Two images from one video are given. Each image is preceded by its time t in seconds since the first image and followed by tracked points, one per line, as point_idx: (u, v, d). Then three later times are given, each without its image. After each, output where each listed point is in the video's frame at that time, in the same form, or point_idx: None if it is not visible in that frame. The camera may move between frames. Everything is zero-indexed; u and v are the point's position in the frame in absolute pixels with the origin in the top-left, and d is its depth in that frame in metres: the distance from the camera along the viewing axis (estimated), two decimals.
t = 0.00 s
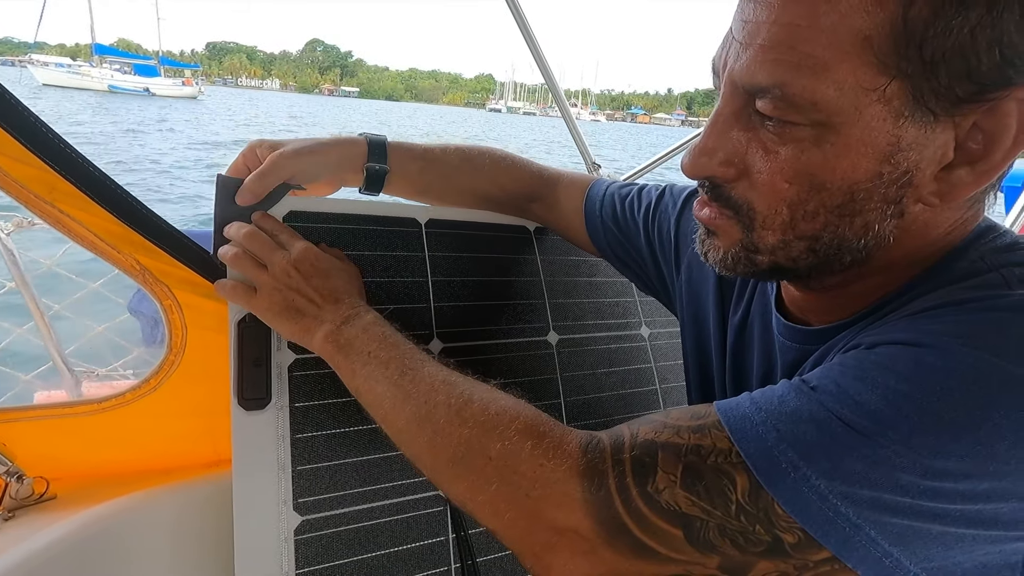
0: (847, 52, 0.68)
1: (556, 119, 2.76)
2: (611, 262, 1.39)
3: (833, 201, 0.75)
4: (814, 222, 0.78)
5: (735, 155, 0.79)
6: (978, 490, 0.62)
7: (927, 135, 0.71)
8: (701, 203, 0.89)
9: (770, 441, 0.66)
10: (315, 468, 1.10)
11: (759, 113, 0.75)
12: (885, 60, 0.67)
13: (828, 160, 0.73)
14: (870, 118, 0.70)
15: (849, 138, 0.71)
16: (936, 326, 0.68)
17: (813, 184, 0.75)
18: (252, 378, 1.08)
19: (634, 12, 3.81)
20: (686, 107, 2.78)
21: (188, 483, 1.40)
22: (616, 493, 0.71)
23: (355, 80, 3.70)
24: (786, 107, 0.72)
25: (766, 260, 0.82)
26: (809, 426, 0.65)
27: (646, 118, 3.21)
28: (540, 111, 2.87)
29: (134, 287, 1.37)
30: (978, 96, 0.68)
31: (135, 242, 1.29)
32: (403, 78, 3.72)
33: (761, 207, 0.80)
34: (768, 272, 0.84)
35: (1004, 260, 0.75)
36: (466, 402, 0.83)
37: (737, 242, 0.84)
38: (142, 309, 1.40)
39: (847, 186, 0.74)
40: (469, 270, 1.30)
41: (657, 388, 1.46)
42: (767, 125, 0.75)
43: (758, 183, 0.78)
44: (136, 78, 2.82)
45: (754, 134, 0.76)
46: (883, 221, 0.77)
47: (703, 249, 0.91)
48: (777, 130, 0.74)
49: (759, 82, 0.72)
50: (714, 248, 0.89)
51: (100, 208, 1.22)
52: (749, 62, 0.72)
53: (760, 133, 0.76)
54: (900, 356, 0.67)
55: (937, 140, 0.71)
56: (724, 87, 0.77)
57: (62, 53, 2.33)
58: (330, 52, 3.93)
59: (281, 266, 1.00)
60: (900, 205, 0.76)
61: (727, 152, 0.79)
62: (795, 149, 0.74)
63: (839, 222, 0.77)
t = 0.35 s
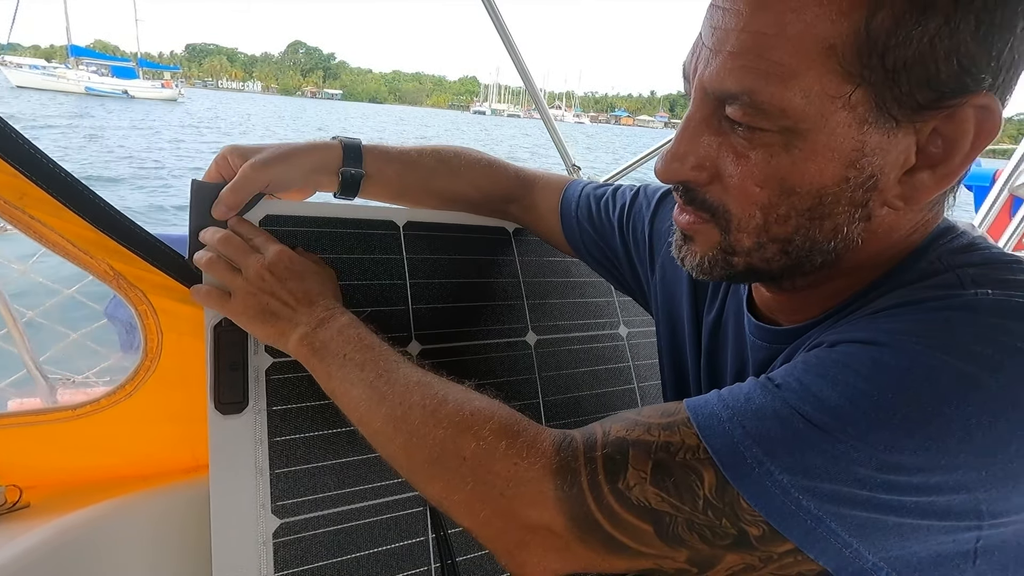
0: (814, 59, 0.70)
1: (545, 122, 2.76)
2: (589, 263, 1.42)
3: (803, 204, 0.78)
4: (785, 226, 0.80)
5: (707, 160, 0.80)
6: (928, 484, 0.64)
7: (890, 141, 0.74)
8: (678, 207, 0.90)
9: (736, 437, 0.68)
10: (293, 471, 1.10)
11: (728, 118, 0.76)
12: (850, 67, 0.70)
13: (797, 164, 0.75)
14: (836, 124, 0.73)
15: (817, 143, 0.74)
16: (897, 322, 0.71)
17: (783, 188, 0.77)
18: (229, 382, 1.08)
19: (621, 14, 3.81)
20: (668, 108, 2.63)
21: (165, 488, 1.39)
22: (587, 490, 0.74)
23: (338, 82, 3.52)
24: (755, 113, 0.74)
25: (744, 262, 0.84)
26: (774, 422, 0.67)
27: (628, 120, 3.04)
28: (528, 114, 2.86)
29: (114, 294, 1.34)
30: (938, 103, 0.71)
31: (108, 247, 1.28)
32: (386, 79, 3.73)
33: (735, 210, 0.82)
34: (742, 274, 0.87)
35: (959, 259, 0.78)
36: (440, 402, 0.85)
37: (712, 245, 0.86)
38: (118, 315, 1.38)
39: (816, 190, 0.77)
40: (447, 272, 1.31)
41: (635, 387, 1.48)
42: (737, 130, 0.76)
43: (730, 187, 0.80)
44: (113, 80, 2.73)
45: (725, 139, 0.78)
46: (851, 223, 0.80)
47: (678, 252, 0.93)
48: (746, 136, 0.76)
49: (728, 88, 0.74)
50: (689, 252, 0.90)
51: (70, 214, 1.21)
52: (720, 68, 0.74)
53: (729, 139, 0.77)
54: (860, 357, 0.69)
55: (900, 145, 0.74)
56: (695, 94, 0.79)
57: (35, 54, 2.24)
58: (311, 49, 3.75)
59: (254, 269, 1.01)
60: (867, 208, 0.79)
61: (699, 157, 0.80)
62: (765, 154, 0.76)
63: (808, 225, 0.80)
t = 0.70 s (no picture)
0: (765, 69, 0.74)
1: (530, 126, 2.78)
2: (572, 265, 1.46)
3: (759, 208, 0.81)
4: (744, 229, 0.83)
5: (671, 165, 0.83)
6: (849, 464, 0.67)
7: (839, 147, 0.77)
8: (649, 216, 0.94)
9: (683, 423, 0.72)
10: (282, 474, 1.12)
11: (688, 125, 0.80)
12: (798, 77, 0.74)
13: (753, 169, 0.78)
14: (788, 130, 0.76)
15: (770, 148, 0.77)
16: (826, 312, 0.77)
17: (740, 192, 0.80)
18: (217, 388, 1.08)
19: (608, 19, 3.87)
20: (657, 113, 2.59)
21: (155, 493, 1.40)
22: (533, 458, 0.79)
23: (330, 86, 3.55)
24: (713, 120, 0.77)
25: (707, 264, 0.88)
26: (726, 415, 0.71)
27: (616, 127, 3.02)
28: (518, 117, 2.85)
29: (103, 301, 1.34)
30: (882, 112, 0.75)
31: (96, 255, 1.28)
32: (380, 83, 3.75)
33: (698, 214, 0.85)
34: (706, 276, 0.90)
35: (897, 257, 0.82)
36: (379, 383, 0.89)
37: (679, 247, 0.89)
38: (107, 322, 1.38)
39: (771, 194, 0.80)
40: (435, 277, 1.32)
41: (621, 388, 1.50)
42: (697, 137, 0.80)
43: (693, 191, 0.83)
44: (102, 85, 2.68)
45: (686, 145, 0.81)
46: (805, 225, 0.83)
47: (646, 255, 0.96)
48: (706, 142, 0.79)
49: (688, 97, 0.78)
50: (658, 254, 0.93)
51: (57, 222, 1.22)
52: (680, 78, 0.78)
53: (691, 144, 0.81)
54: (791, 337, 0.75)
55: (848, 152, 0.78)
56: (660, 100, 0.82)
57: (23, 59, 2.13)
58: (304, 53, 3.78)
59: (151, 268, 0.99)
60: (820, 211, 0.82)
61: (663, 162, 0.83)
62: (723, 159, 0.79)
63: (767, 228, 0.83)
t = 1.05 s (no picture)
0: (721, 84, 0.82)
1: (524, 129, 2.80)
2: (562, 269, 1.47)
3: (723, 213, 0.89)
4: (711, 233, 0.91)
5: (639, 175, 0.92)
6: (796, 455, 0.73)
7: (796, 155, 0.86)
8: (621, 217, 1.01)
9: (641, 411, 0.78)
10: (274, 478, 1.12)
11: (654, 137, 0.89)
12: (752, 90, 0.82)
13: (715, 177, 0.87)
14: (746, 140, 0.84)
15: (729, 157, 0.85)
16: (784, 306, 0.84)
17: (705, 199, 0.88)
18: (210, 392, 1.09)
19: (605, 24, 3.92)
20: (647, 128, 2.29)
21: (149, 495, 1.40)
22: (495, 438, 0.84)
23: (329, 89, 3.60)
24: (675, 132, 0.86)
25: (677, 267, 0.96)
26: (684, 405, 0.77)
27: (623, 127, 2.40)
28: (514, 120, 2.87)
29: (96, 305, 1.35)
30: (834, 122, 0.83)
31: (89, 259, 1.29)
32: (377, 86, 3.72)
33: (667, 220, 0.93)
34: (677, 278, 0.98)
35: (855, 258, 0.91)
36: (352, 368, 0.93)
37: (650, 251, 0.97)
38: (101, 325, 1.38)
39: (734, 200, 0.88)
40: (427, 281, 1.33)
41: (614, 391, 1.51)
42: (662, 147, 0.88)
43: (660, 198, 0.91)
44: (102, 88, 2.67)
45: (653, 154, 0.89)
46: (768, 230, 0.91)
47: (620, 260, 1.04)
48: (671, 152, 0.88)
49: (652, 110, 0.87)
50: (632, 259, 1.01)
51: (49, 225, 1.23)
52: (646, 92, 0.87)
53: (656, 155, 0.89)
54: (745, 330, 0.82)
55: (805, 159, 0.86)
56: (627, 118, 0.92)
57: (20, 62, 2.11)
58: (301, 56, 3.82)
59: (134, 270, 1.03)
60: (781, 216, 0.90)
61: (631, 171, 0.92)
62: (687, 167, 0.87)
63: (732, 232, 0.91)
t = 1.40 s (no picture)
0: (706, 80, 0.82)
1: (520, 127, 2.80)
2: (555, 266, 1.48)
3: (711, 209, 0.89)
4: (700, 229, 0.91)
5: (628, 173, 0.92)
6: (788, 448, 0.72)
7: (781, 150, 0.86)
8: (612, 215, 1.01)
9: (632, 406, 0.77)
10: (266, 476, 1.12)
11: (642, 134, 0.89)
12: (736, 86, 0.82)
13: (702, 173, 0.87)
14: (732, 135, 0.84)
15: (716, 153, 0.85)
16: (775, 300, 0.84)
17: (693, 195, 0.88)
18: (201, 390, 1.09)
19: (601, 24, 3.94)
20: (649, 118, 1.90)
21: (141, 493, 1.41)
22: (487, 432, 0.84)
23: (328, 88, 3.63)
24: (662, 128, 0.86)
25: (667, 264, 0.95)
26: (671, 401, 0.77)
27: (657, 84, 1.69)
28: (510, 118, 2.86)
29: (86, 303, 1.34)
30: (818, 116, 0.83)
31: (79, 257, 1.28)
32: (377, 86, 3.70)
33: (657, 216, 0.93)
34: (668, 275, 0.98)
35: (844, 253, 0.91)
36: (345, 363, 0.93)
37: (640, 248, 0.97)
38: (93, 323, 1.37)
39: (721, 195, 0.88)
40: (421, 279, 1.33)
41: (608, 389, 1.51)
42: (651, 144, 0.88)
43: (650, 194, 0.91)
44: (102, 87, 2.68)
45: (641, 151, 0.89)
46: (756, 225, 0.91)
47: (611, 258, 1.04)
48: (659, 149, 0.88)
49: (639, 107, 0.86)
50: (623, 256, 1.01)
51: (38, 223, 1.23)
52: (633, 90, 0.87)
53: (644, 152, 0.89)
54: (735, 325, 0.82)
55: (791, 154, 0.86)
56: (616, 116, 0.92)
57: (20, 60, 2.08)
58: (300, 56, 3.85)
59: (126, 268, 1.02)
60: (769, 211, 0.90)
61: (620, 169, 0.92)
62: (675, 163, 0.87)
63: (720, 228, 0.91)
